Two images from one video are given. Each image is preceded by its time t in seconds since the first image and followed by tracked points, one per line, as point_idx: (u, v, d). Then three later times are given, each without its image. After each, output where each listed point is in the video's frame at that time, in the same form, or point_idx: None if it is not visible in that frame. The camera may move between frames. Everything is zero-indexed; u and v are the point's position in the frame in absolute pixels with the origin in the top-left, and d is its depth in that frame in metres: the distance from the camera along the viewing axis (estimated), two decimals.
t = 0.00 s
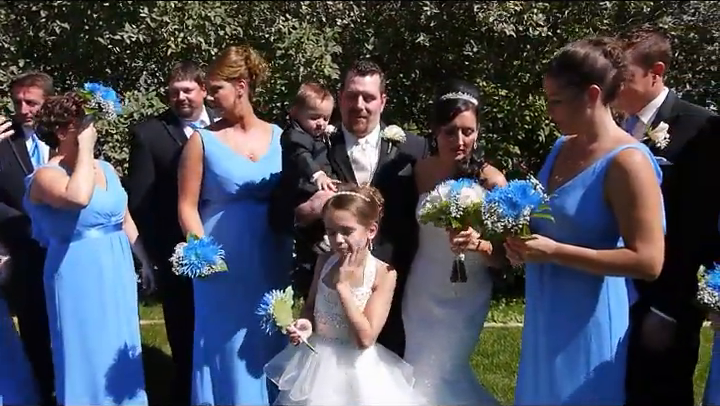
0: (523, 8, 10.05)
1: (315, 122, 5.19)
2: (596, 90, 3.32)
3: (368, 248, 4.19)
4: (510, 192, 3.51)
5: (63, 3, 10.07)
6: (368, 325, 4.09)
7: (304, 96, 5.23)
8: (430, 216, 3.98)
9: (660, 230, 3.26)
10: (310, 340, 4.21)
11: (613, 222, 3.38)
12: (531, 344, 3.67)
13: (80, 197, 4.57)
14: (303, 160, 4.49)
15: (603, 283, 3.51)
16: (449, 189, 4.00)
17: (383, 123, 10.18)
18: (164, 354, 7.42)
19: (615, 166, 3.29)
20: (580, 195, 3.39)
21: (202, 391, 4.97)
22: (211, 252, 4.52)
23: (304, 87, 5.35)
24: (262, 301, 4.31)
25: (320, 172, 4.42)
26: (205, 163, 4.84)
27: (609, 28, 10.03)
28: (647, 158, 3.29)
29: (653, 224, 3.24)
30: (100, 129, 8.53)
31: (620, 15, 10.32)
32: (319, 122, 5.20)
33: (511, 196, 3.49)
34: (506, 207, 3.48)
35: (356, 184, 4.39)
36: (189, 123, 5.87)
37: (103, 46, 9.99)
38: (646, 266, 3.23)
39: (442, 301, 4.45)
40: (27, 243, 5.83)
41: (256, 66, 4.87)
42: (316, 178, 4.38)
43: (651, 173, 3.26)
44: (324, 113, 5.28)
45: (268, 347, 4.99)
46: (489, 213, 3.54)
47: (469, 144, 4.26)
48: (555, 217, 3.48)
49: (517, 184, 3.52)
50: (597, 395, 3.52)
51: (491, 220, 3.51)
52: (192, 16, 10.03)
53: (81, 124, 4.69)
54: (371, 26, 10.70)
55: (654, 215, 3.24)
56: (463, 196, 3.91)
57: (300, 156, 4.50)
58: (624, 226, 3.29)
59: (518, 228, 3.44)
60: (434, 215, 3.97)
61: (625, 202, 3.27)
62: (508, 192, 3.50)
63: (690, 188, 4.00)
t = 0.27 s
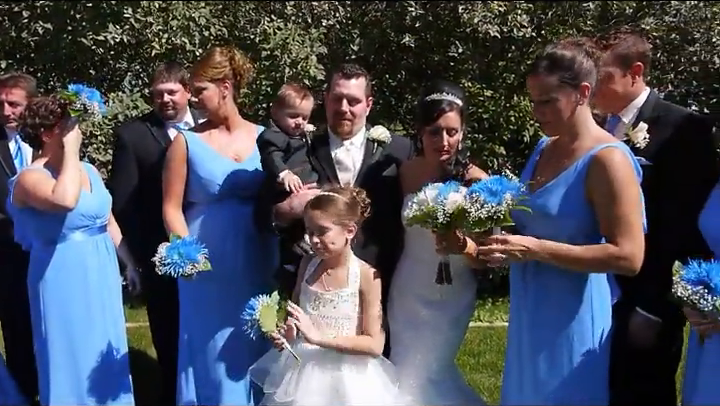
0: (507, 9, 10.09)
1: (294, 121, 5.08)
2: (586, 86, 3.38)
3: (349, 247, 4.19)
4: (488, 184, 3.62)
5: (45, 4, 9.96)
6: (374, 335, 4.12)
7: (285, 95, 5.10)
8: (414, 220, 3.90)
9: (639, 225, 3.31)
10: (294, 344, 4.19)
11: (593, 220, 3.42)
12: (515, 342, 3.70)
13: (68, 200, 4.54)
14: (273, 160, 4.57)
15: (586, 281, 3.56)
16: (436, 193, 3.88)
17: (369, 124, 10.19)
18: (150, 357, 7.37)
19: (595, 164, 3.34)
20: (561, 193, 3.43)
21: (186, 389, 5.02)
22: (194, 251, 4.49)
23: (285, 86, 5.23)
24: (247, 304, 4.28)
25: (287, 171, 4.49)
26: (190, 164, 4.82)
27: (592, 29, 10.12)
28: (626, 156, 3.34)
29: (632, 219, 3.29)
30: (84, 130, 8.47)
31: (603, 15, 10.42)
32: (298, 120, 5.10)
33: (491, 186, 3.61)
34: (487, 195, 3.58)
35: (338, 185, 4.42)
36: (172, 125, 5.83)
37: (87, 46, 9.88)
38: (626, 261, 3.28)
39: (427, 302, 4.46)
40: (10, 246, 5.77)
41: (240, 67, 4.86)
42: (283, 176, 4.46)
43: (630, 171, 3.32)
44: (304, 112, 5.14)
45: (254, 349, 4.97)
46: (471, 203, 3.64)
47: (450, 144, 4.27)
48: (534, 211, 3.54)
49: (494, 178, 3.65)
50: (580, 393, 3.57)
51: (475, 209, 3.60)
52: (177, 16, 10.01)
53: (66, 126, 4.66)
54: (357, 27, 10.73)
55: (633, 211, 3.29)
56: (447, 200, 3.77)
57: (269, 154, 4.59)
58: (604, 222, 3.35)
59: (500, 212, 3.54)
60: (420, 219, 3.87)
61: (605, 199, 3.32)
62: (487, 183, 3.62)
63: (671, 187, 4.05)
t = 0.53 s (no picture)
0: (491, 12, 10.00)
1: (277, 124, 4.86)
2: (570, 88, 3.44)
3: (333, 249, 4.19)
4: (473, 182, 3.64)
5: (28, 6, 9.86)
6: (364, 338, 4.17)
7: (267, 98, 4.89)
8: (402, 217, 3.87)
9: (619, 222, 3.36)
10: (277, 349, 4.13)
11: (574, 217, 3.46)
12: (499, 341, 3.75)
13: (51, 203, 4.52)
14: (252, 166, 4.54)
15: (569, 279, 3.60)
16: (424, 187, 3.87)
17: (355, 126, 10.21)
18: (135, 361, 7.32)
19: (576, 162, 3.39)
20: (542, 193, 3.49)
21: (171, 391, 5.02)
22: (179, 254, 4.49)
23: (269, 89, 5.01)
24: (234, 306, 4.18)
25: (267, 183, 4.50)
26: (174, 167, 4.81)
27: (575, 32, 10.20)
28: (607, 154, 3.40)
29: (614, 215, 3.33)
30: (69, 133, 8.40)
31: (586, 18, 10.40)
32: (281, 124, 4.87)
33: (475, 184, 3.63)
34: (469, 193, 3.60)
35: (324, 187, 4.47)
36: (155, 127, 5.79)
37: (70, 49, 9.79)
38: (605, 257, 3.30)
39: (413, 302, 4.48)
40: None
41: (225, 69, 4.85)
42: (263, 188, 4.47)
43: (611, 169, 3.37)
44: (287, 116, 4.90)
45: (239, 352, 4.96)
46: (451, 197, 3.65)
47: (445, 140, 4.33)
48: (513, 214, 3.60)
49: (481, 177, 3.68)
50: (562, 391, 3.62)
51: (455, 202, 3.61)
52: (161, 19, 9.91)
53: (50, 129, 4.63)
54: (343, 29, 10.79)
55: (614, 206, 3.33)
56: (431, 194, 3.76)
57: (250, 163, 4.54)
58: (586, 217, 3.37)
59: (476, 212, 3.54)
60: (405, 217, 3.87)
61: (586, 195, 3.35)
62: (474, 181, 3.63)
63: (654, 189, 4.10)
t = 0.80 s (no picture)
0: (475, 15, 10.17)
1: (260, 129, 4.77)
2: (553, 92, 3.49)
3: (316, 250, 4.15)
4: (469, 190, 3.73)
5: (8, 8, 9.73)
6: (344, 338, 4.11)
7: (247, 103, 4.75)
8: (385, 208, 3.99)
9: (594, 221, 3.39)
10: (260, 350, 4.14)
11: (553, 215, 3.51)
12: (482, 341, 3.79)
13: (28, 207, 4.44)
14: (235, 175, 4.52)
15: (551, 277, 3.64)
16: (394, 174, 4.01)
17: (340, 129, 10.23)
18: (118, 366, 7.25)
19: (556, 162, 3.43)
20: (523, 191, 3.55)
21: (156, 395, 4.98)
22: (163, 257, 4.46)
23: (249, 93, 4.86)
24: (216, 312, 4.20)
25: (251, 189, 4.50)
26: (158, 170, 4.80)
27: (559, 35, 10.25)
28: (586, 155, 3.44)
29: (589, 212, 3.36)
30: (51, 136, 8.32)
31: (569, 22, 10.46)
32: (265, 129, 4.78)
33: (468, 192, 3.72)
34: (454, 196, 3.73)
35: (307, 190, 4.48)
36: (139, 131, 5.75)
37: (52, 52, 9.64)
38: (576, 254, 3.33)
39: (399, 304, 4.50)
40: None
41: (209, 72, 4.85)
42: (248, 195, 4.48)
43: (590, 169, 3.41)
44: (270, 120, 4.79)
45: (224, 355, 4.95)
46: (439, 194, 3.81)
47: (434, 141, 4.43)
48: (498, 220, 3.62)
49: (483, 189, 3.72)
50: (544, 390, 3.66)
51: (439, 198, 3.78)
52: (144, 22, 9.98)
53: (33, 132, 4.59)
54: (327, 32, 10.75)
55: (590, 205, 3.37)
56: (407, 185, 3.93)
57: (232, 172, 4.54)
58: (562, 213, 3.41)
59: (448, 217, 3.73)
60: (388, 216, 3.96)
61: (564, 193, 3.40)
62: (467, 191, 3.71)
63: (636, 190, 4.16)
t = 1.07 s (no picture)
0: (456, 18, 10.11)
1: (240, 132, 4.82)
2: (531, 94, 3.53)
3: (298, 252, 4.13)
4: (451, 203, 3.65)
5: None
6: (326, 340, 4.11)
7: (226, 106, 4.83)
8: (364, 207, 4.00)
9: (573, 222, 3.42)
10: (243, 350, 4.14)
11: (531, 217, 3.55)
12: (463, 341, 3.82)
13: (4, 208, 4.40)
14: (216, 178, 4.54)
15: (530, 277, 3.68)
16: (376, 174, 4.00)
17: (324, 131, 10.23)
18: (100, 371, 7.18)
19: (534, 164, 3.46)
20: (500, 193, 3.58)
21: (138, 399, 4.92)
22: (143, 261, 4.42)
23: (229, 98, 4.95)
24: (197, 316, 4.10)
25: (238, 191, 4.45)
26: (139, 173, 4.76)
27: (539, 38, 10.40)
28: (564, 157, 3.47)
29: (567, 213, 3.40)
30: (30, 139, 8.23)
31: (550, 24, 10.53)
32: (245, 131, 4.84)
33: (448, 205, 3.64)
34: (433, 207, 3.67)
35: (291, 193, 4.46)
36: (121, 133, 5.72)
37: (31, 53, 9.64)
38: (554, 254, 3.38)
39: (382, 305, 4.51)
40: None
41: (191, 75, 4.83)
42: (236, 196, 4.41)
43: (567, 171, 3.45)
44: (249, 122, 4.86)
45: (207, 359, 4.92)
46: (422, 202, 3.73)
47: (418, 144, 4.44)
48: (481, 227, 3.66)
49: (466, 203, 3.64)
50: (525, 389, 3.69)
51: (417, 206, 3.72)
52: (126, 23, 9.81)
53: (10, 132, 4.57)
54: (310, 34, 10.75)
55: (568, 207, 3.41)
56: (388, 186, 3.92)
57: (214, 175, 4.55)
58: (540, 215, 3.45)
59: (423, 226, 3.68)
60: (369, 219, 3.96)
61: (541, 195, 3.43)
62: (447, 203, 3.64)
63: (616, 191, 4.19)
